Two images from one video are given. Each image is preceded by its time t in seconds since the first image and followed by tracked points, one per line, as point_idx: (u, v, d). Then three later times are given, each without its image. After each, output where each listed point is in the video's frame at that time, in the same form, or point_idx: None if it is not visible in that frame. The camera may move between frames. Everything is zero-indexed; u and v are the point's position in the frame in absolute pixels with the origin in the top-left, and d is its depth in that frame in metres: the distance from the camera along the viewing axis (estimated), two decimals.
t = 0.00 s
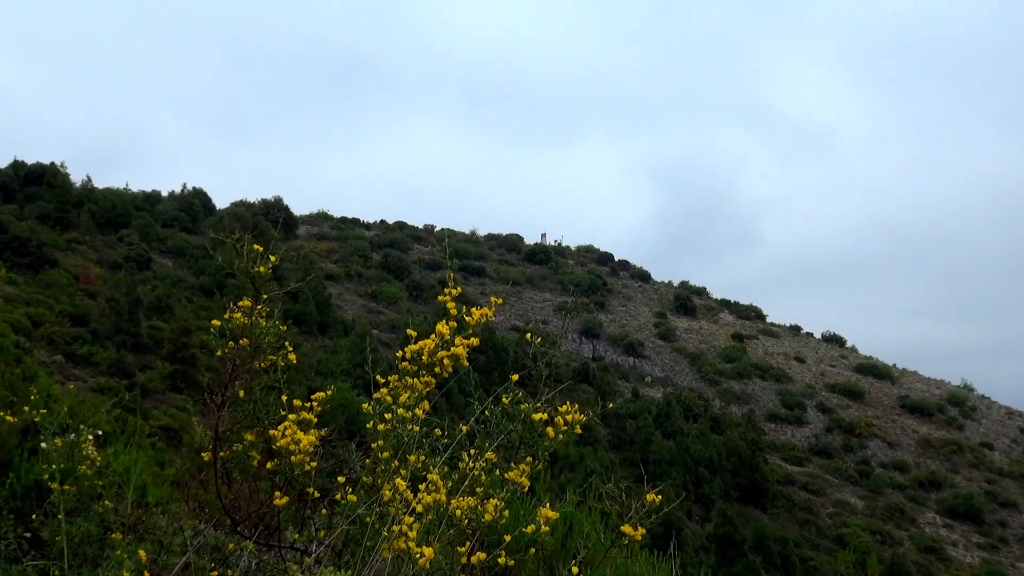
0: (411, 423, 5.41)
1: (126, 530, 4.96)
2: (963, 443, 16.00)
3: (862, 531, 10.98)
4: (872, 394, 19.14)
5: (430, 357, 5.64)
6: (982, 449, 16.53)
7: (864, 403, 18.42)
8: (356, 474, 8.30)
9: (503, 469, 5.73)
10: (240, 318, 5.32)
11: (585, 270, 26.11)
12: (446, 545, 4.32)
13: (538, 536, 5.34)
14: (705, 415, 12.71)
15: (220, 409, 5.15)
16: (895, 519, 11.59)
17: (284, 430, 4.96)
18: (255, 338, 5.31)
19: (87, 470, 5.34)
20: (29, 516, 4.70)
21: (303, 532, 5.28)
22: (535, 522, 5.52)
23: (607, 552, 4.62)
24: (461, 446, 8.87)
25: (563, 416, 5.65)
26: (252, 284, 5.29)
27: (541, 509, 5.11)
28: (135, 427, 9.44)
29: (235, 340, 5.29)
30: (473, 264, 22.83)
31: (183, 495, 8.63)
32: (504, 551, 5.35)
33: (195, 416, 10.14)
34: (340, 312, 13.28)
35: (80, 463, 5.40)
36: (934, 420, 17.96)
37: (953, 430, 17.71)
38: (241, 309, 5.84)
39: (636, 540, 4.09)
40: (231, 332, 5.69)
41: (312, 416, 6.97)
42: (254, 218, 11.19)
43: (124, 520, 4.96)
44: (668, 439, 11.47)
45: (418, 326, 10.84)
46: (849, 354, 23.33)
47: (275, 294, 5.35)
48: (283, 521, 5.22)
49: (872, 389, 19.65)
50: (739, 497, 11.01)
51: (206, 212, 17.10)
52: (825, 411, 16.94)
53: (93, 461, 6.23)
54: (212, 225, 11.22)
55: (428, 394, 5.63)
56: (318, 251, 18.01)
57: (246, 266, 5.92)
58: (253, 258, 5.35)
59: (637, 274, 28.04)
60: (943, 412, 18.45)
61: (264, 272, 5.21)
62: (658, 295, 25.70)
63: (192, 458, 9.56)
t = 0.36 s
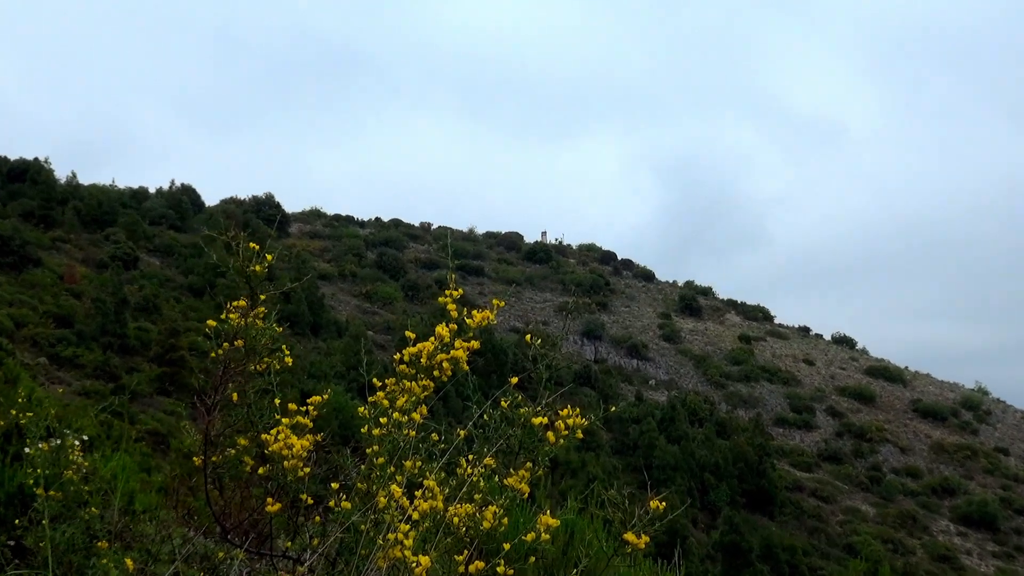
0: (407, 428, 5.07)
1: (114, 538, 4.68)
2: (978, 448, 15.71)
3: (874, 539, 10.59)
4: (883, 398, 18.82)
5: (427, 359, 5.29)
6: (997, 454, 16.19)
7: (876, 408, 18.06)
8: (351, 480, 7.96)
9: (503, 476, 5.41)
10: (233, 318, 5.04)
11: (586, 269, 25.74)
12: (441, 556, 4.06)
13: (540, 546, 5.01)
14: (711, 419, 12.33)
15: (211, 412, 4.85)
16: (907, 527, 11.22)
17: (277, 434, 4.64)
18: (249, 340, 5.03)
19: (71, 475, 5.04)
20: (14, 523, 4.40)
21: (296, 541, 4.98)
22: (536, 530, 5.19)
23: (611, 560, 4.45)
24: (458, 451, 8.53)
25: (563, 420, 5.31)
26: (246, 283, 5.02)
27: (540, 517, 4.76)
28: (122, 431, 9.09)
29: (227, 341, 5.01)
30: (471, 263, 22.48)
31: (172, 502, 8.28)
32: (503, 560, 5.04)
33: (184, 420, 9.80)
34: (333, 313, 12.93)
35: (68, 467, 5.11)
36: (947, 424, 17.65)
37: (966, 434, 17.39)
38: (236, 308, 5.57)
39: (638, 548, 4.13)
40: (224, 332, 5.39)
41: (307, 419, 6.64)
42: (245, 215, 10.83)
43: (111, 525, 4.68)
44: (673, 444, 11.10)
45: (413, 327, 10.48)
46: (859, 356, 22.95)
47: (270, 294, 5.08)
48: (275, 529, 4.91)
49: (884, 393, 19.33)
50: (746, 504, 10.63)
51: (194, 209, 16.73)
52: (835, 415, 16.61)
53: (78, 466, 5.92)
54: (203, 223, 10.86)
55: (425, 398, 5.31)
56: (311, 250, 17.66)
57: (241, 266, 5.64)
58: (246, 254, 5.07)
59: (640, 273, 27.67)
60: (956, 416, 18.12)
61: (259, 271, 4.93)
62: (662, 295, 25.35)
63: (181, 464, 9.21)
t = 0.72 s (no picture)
0: (403, 432, 4.74)
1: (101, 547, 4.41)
2: (993, 453, 15.45)
3: (885, 546, 10.24)
4: (895, 401, 18.52)
5: (423, 360, 4.92)
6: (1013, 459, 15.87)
7: (887, 411, 17.74)
8: (345, 486, 7.64)
9: (502, 481, 5.17)
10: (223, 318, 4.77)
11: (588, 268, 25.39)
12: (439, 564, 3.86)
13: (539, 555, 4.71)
14: (717, 423, 11.98)
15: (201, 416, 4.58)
16: (919, 534, 10.88)
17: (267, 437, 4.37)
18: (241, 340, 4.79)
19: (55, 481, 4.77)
20: None
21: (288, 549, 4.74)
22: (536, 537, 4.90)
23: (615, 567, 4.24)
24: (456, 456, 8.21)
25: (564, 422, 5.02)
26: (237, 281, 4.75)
27: (540, 523, 4.46)
28: (109, 436, 8.77)
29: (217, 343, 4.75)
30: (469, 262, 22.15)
31: (161, 509, 7.95)
32: (503, 568, 4.79)
33: (174, 424, 9.48)
34: (327, 313, 12.59)
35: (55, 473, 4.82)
36: (961, 428, 17.35)
37: (981, 438, 17.08)
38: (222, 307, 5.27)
39: (642, 555, 4.13)
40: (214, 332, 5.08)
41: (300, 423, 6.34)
42: (235, 213, 10.50)
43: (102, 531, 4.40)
44: (678, 448, 10.76)
45: (409, 328, 10.15)
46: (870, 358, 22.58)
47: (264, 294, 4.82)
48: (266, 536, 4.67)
49: (895, 396, 19.01)
50: (753, 510, 10.28)
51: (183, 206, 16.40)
52: (845, 419, 16.31)
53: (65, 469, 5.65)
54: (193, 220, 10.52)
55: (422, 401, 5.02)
56: (303, 248, 17.34)
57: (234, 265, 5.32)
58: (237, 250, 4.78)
59: (643, 273, 27.32)
60: (970, 420, 17.80)
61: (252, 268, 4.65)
62: (667, 295, 25.00)
63: (170, 469, 8.88)
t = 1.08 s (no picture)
0: (399, 437, 4.57)
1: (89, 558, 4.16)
2: (1009, 459, 15.21)
3: (897, 556, 9.90)
4: (907, 405, 18.22)
5: (419, 362, 4.71)
6: None
7: (900, 416, 17.44)
8: (339, 493, 7.32)
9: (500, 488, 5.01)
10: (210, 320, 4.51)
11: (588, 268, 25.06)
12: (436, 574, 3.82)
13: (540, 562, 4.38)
14: (723, 428, 11.64)
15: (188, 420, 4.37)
16: (932, 543, 10.53)
17: (257, 440, 4.18)
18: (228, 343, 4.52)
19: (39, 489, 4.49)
20: None
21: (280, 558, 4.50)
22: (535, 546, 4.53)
23: None
24: (453, 462, 7.88)
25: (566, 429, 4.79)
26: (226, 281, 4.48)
27: (540, 530, 4.09)
28: (94, 441, 8.44)
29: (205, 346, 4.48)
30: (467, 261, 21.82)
31: (147, 516, 7.60)
32: None
33: (161, 428, 9.15)
34: (321, 314, 12.26)
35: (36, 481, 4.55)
36: (976, 433, 17.05)
37: (995, 444, 16.78)
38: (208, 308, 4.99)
39: (645, 565, 4.04)
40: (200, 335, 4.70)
41: (290, 427, 6.00)
42: (225, 210, 10.17)
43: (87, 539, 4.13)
44: (683, 454, 10.43)
45: (405, 330, 9.82)
46: (882, 361, 22.22)
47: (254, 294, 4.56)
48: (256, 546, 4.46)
49: (907, 400, 18.70)
50: (760, 517, 9.94)
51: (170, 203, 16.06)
52: (855, 424, 16.03)
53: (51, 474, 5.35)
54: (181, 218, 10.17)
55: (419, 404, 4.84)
56: (296, 247, 17.03)
57: (218, 264, 4.90)
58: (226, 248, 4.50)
59: (646, 273, 26.99)
60: (984, 425, 17.48)
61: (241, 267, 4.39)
62: (671, 296, 24.68)
63: (158, 475, 8.54)
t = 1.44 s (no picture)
0: (395, 442, 4.69)
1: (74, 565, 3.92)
2: None
3: (909, 565, 9.58)
4: (920, 409, 17.92)
5: (416, 365, 4.79)
6: None
7: (912, 420, 17.13)
8: (332, 501, 7.01)
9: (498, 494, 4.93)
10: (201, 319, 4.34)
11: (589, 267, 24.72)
12: None
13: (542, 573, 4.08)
14: (729, 433, 11.31)
15: (177, 426, 4.16)
16: (945, 551, 10.21)
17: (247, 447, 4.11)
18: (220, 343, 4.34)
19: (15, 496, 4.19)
20: None
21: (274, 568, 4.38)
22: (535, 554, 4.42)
23: None
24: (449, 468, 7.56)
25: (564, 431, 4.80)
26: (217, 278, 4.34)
27: (540, 538, 3.77)
28: (79, 446, 8.11)
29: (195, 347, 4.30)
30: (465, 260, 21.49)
31: (134, 524, 7.26)
32: None
33: (149, 433, 8.83)
34: (314, 315, 11.94)
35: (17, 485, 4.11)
36: (990, 438, 16.75)
37: (1009, 449, 16.51)
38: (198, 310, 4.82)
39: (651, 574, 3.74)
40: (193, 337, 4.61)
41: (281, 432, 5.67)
42: (215, 207, 9.85)
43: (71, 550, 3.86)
44: (688, 460, 10.10)
45: (400, 331, 9.50)
46: (894, 363, 21.89)
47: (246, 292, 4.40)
48: (249, 554, 4.34)
49: (920, 403, 18.41)
50: (768, 525, 9.61)
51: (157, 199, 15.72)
52: (866, 429, 15.74)
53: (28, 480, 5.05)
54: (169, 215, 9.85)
55: (414, 410, 4.87)
56: (288, 245, 16.74)
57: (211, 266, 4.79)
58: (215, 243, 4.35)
59: (651, 272, 26.67)
60: (998, 430, 17.19)
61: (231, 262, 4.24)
62: (675, 296, 24.35)
63: (146, 481, 8.21)
